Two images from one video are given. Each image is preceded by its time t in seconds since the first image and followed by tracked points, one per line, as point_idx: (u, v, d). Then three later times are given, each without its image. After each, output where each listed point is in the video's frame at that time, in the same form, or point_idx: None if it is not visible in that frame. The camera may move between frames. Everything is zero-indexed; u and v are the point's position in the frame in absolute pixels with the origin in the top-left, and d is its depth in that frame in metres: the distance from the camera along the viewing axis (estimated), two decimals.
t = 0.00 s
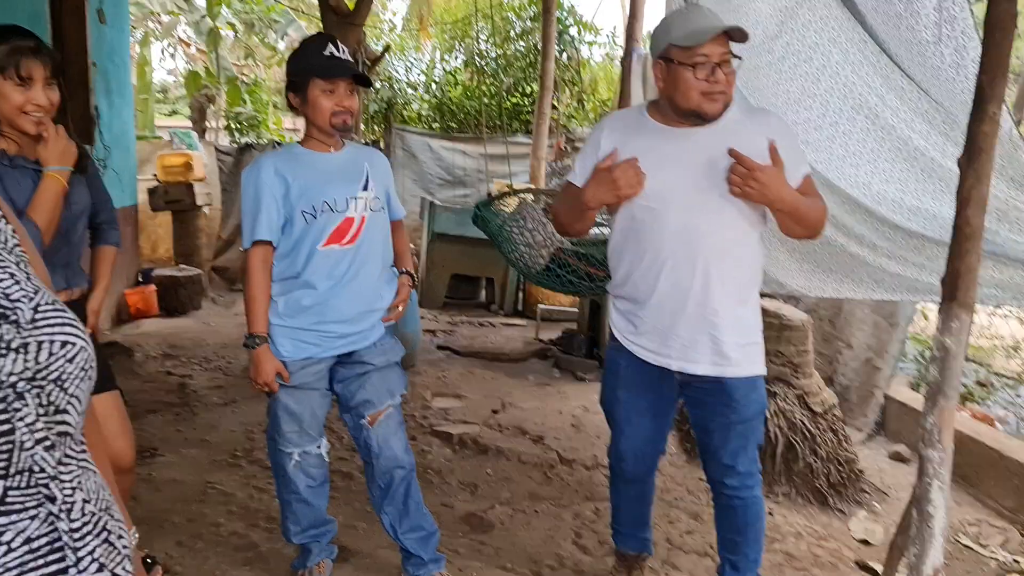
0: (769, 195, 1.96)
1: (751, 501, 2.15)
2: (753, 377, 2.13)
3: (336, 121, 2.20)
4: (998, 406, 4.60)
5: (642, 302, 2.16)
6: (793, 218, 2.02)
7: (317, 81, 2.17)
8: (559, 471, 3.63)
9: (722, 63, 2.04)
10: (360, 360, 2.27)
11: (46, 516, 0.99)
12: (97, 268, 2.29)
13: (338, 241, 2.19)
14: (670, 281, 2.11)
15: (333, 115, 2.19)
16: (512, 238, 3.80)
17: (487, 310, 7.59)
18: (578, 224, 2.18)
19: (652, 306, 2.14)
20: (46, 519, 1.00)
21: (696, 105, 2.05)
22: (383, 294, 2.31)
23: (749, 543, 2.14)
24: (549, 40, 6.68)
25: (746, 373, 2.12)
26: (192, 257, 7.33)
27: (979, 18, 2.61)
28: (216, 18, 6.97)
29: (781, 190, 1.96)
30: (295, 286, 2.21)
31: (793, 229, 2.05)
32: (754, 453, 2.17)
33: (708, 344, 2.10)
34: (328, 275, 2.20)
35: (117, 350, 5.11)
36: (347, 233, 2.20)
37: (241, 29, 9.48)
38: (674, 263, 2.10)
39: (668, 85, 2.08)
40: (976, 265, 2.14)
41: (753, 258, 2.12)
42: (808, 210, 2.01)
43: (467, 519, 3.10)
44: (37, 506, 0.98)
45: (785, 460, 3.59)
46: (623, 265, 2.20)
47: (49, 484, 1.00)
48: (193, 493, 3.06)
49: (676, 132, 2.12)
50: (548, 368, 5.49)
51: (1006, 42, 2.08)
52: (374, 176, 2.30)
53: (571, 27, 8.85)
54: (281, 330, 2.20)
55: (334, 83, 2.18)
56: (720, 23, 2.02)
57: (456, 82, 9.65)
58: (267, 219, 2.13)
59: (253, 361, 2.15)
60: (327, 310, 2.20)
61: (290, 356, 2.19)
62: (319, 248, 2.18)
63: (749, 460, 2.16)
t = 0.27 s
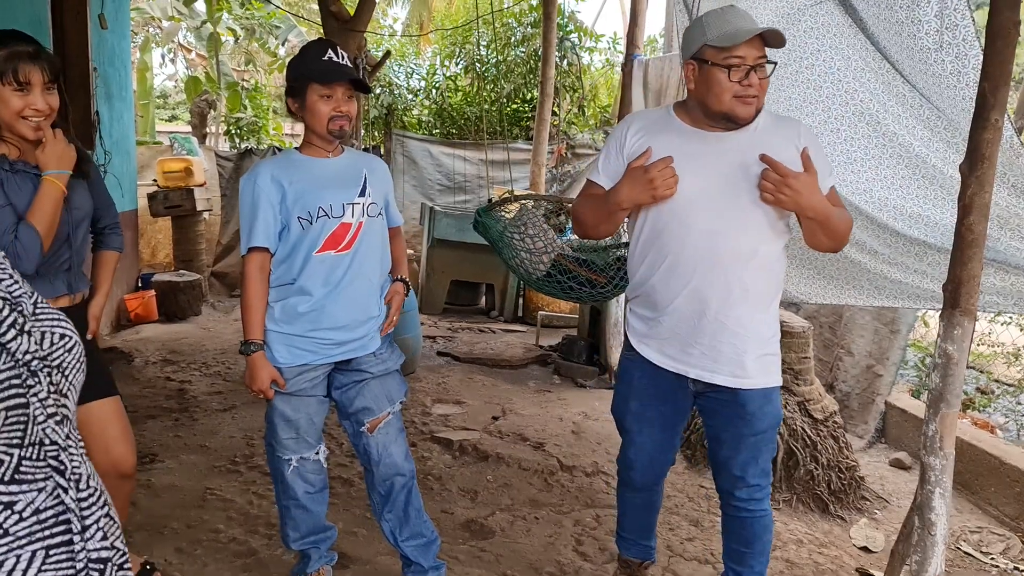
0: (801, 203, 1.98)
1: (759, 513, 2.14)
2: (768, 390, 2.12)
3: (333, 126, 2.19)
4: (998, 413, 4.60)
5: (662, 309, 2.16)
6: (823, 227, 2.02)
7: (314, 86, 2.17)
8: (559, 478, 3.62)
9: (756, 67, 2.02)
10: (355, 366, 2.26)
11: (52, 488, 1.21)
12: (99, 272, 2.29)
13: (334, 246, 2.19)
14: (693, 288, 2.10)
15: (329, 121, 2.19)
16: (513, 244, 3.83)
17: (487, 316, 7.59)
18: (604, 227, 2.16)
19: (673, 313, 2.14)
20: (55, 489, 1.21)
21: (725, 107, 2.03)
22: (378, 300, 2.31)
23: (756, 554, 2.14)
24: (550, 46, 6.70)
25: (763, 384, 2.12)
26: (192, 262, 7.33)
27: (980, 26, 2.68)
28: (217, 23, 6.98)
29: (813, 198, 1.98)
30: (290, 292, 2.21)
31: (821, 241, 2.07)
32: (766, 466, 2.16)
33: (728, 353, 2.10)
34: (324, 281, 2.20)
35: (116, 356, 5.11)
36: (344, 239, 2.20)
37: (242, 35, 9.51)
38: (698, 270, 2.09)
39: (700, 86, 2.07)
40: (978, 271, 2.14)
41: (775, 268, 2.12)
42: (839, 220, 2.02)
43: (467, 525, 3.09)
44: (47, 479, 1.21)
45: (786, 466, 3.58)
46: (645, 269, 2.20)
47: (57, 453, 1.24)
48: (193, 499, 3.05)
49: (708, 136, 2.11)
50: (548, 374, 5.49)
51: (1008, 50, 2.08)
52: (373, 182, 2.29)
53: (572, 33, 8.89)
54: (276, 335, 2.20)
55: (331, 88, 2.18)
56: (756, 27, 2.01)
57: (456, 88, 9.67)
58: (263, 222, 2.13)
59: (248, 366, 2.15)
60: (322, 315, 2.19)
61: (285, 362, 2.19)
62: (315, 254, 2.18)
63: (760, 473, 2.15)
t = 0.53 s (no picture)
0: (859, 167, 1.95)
1: (755, 513, 2.15)
2: (764, 390, 2.13)
3: (325, 126, 2.20)
4: (995, 414, 4.61)
5: (658, 310, 2.16)
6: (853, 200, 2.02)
7: (306, 86, 2.17)
8: (556, 478, 3.63)
9: (749, 66, 2.03)
10: (351, 366, 2.27)
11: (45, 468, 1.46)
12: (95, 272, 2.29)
13: (327, 247, 2.20)
14: (689, 289, 2.11)
15: (321, 120, 2.19)
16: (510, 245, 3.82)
17: (485, 317, 7.60)
18: (597, 224, 2.15)
19: (668, 313, 2.14)
20: (42, 478, 1.39)
21: (719, 107, 2.03)
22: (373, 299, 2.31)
23: (751, 553, 2.14)
24: (548, 48, 6.71)
25: (759, 384, 2.13)
26: (190, 264, 7.33)
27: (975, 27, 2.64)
28: (216, 25, 6.99)
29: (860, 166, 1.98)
30: (286, 292, 2.21)
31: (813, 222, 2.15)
32: (762, 466, 2.16)
33: (724, 353, 2.10)
34: (319, 281, 2.20)
35: (113, 357, 5.11)
36: (338, 239, 2.21)
37: (241, 37, 9.53)
38: (694, 270, 2.10)
39: (694, 86, 2.08)
40: (972, 272, 2.14)
41: (770, 268, 2.13)
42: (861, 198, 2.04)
43: (464, 526, 3.09)
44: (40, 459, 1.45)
45: (782, 467, 3.58)
46: (640, 270, 2.20)
47: (48, 445, 1.43)
48: (190, 499, 3.05)
49: (702, 135, 2.11)
50: (546, 376, 5.49)
51: (1002, 51, 2.09)
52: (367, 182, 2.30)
53: (570, 36, 8.91)
54: (272, 336, 2.21)
55: (323, 88, 2.18)
56: (749, 26, 2.02)
57: (455, 90, 9.69)
58: (257, 222, 2.14)
59: (243, 367, 2.16)
60: (317, 316, 2.20)
61: (280, 362, 2.19)
62: (309, 254, 2.18)
63: (757, 473, 2.15)
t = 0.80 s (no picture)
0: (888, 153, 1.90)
1: (749, 508, 2.16)
2: (756, 385, 2.14)
3: (320, 124, 2.21)
4: (992, 411, 4.62)
5: (652, 307, 2.17)
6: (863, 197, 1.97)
7: (301, 85, 2.18)
8: (553, 475, 3.64)
9: (739, 63, 2.04)
10: (349, 364, 2.28)
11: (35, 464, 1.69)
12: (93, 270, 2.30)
13: (325, 245, 2.21)
14: (683, 286, 2.12)
15: (316, 118, 2.21)
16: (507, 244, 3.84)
17: (483, 315, 7.61)
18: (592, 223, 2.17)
19: (662, 311, 2.15)
20: (35, 465, 1.68)
21: (711, 105, 2.04)
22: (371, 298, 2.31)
23: (745, 548, 2.15)
24: (546, 46, 6.71)
25: (753, 380, 2.14)
26: (188, 262, 7.34)
27: (968, 26, 2.70)
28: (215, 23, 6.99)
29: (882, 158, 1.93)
30: (284, 291, 2.23)
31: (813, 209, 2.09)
32: (757, 461, 2.17)
33: (717, 350, 2.11)
34: (316, 280, 2.21)
35: (112, 355, 5.12)
36: (335, 238, 2.21)
37: (239, 35, 9.53)
38: (687, 268, 2.11)
39: (685, 85, 2.08)
40: (965, 269, 2.15)
41: (763, 265, 2.15)
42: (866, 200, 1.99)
43: (461, 523, 3.10)
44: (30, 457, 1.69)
45: (779, 464, 3.59)
46: (634, 268, 2.20)
47: (39, 434, 1.72)
48: (188, 497, 3.06)
49: (695, 134, 2.12)
50: (544, 373, 5.50)
51: (995, 49, 2.10)
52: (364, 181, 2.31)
53: (568, 34, 8.92)
54: (270, 334, 2.22)
55: (319, 87, 2.19)
56: (737, 23, 2.02)
57: (453, 88, 9.69)
58: (254, 221, 2.15)
59: (241, 366, 2.16)
60: (315, 314, 2.20)
61: (280, 360, 2.20)
62: (307, 253, 2.19)
63: (752, 468, 2.16)
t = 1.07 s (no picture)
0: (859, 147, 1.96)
1: (754, 507, 2.16)
2: (760, 383, 2.15)
3: (326, 122, 2.21)
4: (999, 408, 4.60)
5: (657, 305, 2.17)
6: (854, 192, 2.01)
7: (306, 83, 2.19)
8: (559, 473, 3.64)
9: (749, 62, 2.02)
10: (354, 361, 2.29)
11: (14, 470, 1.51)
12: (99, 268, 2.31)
13: (330, 243, 2.21)
14: (688, 285, 2.12)
15: (321, 116, 2.21)
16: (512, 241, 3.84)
17: (489, 313, 7.61)
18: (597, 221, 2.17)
19: (667, 309, 2.15)
20: (18, 470, 1.51)
21: (718, 103, 2.04)
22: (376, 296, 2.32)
23: (750, 547, 2.16)
24: (552, 43, 6.70)
25: (756, 380, 2.14)
26: (195, 260, 7.36)
27: (974, 23, 2.65)
28: (221, 21, 7.00)
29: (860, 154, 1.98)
30: (289, 289, 2.23)
31: (824, 214, 2.12)
32: (762, 460, 2.17)
33: (721, 350, 2.11)
34: (322, 278, 2.22)
35: (119, 353, 5.14)
36: (340, 236, 2.22)
37: (246, 33, 9.54)
38: (693, 267, 2.11)
39: (694, 83, 2.08)
40: (970, 267, 2.14)
41: (768, 265, 2.15)
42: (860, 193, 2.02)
43: (467, 520, 3.11)
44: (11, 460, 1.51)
45: (784, 462, 3.59)
46: (639, 266, 2.20)
47: (24, 436, 1.53)
48: (194, 494, 3.08)
49: (703, 132, 2.12)
50: (550, 370, 5.50)
51: (1000, 46, 2.09)
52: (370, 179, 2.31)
53: (574, 31, 8.91)
54: (275, 332, 2.23)
55: (324, 84, 2.20)
56: (748, 22, 2.02)
57: (459, 86, 9.69)
58: (259, 218, 2.16)
59: (247, 364, 2.18)
60: (320, 313, 2.21)
61: (284, 358, 2.21)
62: (312, 251, 2.20)
63: (756, 467, 2.16)
